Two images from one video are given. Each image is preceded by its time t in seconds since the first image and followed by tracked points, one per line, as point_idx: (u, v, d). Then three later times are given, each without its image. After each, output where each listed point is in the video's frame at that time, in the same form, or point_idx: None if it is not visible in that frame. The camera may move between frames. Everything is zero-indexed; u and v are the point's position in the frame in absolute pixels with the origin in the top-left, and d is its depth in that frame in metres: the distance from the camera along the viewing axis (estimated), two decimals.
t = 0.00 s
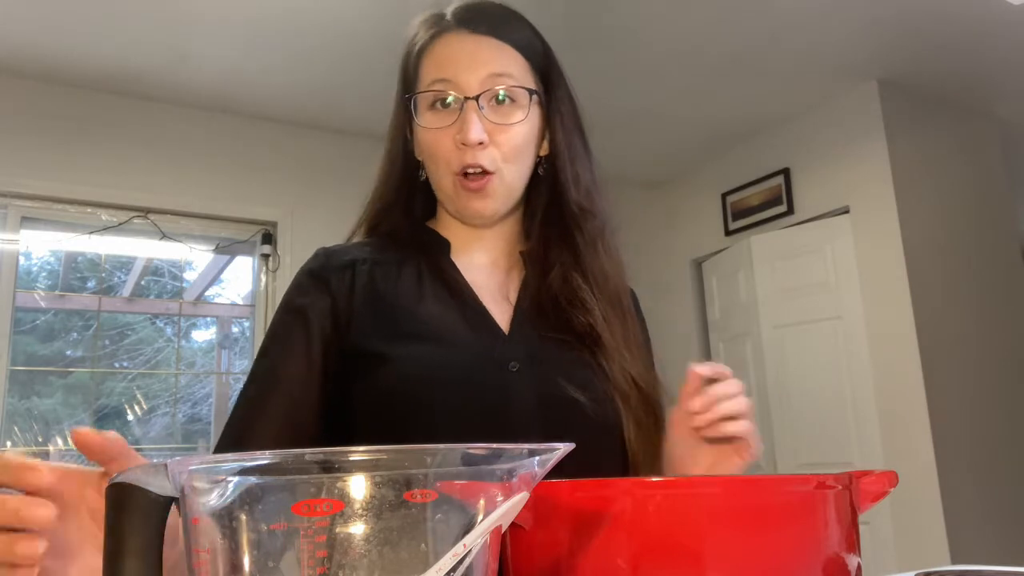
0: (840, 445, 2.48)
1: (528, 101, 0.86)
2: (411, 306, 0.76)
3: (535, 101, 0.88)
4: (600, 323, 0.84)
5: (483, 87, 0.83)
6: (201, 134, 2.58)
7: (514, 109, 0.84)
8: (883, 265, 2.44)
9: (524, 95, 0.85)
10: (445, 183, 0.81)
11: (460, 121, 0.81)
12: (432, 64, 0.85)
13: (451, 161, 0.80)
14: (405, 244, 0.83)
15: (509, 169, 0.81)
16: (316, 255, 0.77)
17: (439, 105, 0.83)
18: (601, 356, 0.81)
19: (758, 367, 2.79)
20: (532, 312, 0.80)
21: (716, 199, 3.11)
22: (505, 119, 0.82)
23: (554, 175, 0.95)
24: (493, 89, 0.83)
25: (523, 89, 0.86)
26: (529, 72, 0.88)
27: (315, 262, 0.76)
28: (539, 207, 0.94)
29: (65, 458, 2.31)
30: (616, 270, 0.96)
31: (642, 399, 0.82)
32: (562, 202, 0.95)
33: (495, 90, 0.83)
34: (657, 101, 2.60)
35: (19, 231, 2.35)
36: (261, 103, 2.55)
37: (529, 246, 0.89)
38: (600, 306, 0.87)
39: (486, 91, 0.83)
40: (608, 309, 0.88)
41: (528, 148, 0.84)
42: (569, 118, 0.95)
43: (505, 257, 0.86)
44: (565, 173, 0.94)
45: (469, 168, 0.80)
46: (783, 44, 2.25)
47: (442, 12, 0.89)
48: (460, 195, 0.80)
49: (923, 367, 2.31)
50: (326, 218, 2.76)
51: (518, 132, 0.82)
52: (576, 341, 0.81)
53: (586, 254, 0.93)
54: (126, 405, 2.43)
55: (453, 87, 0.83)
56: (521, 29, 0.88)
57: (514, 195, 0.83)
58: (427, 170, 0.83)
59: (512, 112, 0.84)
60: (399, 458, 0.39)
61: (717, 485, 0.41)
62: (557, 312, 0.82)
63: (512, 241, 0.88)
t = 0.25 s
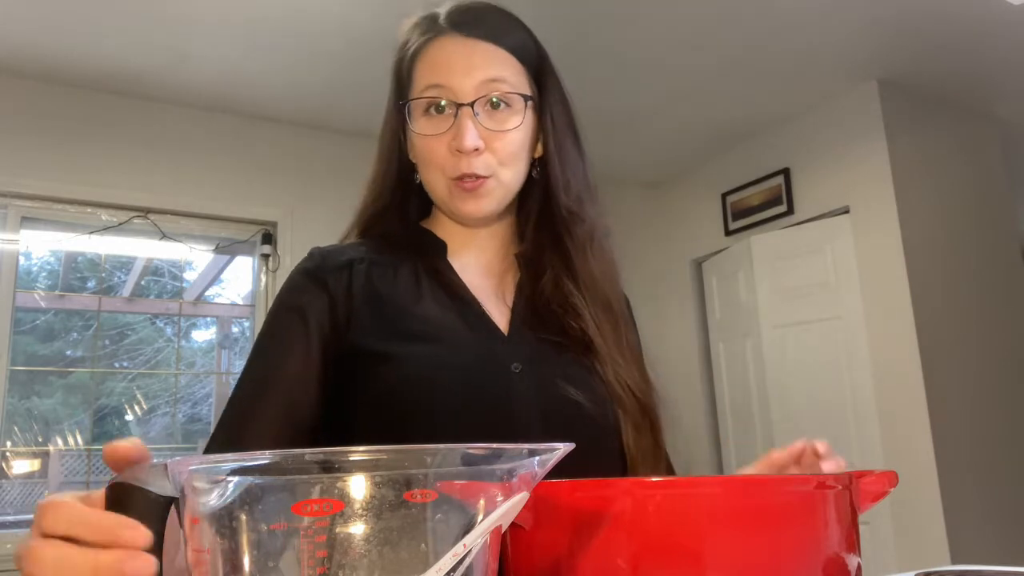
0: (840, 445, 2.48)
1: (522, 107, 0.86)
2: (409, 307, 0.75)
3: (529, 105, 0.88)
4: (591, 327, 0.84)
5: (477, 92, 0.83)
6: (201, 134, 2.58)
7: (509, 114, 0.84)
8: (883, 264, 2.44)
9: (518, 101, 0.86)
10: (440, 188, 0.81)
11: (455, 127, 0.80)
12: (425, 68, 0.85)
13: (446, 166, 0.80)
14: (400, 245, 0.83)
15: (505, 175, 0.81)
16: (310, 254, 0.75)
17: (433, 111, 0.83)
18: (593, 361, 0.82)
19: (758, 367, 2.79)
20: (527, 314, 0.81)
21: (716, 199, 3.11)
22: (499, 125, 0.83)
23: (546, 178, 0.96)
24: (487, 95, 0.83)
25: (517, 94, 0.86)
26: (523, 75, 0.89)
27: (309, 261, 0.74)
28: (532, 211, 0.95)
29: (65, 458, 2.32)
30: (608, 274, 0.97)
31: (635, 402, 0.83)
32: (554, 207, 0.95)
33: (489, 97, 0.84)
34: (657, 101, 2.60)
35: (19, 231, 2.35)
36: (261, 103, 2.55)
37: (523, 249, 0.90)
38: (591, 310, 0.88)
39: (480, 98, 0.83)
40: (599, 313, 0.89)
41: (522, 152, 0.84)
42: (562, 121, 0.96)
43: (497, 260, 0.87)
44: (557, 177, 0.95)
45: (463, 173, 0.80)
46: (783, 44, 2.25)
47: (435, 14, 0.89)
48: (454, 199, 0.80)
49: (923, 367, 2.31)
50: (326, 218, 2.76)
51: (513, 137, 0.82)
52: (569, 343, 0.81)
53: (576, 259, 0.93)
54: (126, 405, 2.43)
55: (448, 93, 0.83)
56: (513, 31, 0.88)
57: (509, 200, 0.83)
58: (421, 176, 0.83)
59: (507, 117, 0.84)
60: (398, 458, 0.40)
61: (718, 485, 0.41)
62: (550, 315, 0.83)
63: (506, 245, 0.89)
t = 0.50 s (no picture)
0: (840, 445, 2.48)
1: (522, 100, 0.86)
2: (408, 307, 0.75)
3: (528, 97, 0.88)
4: (587, 325, 0.84)
5: (478, 83, 0.83)
6: (201, 135, 2.58)
7: (510, 107, 0.84)
8: (883, 264, 2.44)
9: (518, 93, 0.86)
10: (439, 180, 0.80)
11: (455, 118, 0.80)
12: (425, 61, 0.85)
13: (446, 157, 0.79)
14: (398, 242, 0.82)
15: (506, 166, 0.81)
16: (307, 251, 0.73)
17: (433, 103, 0.83)
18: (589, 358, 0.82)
19: (758, 366, 2.79)
20: (526, 312, 0.81)
21: (716, 199, 3.11)
22: (500, 116, 0.82)
23: (545, 174, 0.96)
24: (487, 86, 0.83)
25: (517, 86, 0.86)
26: (523, 69, 0.89)
27: (306, 259, 0.73)
28: (530, 206, 0.95)
29: (65, 458, 2.31)
30: (605, 269, 0.98)
31: (630, 400, 0.83)
32: (552, 201, 0.95)
33: (490, 87, 0.83)
34: (657, 101, 2.60)
35: (20, 231, 2.35)
36: (261, 103, 2.55)
37: (520, 246, 0.91)
38: (588, 306, 0.88)
39: (481, 89, 0.83)
40: (596, 310, 0.89)
41: (524, 144, 0.84)
42: (561, 117, 0.96)
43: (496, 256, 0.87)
44: (555, 172, 0.95)
45: (463, 164, 0.79)
46: (784, 44, 2.25)
47: (434, 9, 0.89)
48: (454, 191, 0.79)
49: (923, 367, 2.31)
50: (326, 218, 2.76)
51: (514, 128, 0.82)
52: (565, 340, 0.81)
53: (573, 255, 0.94)
54: (126, 405, 2.43)
55: (448, 85, 0.83)
56: (512, 25, 0.88)
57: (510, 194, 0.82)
58: (419, 169, 0.82)
59: (507, 109, 0.84)
60: (398, 458, 0.39)
61: (718, 485, 0.41)
62: (547, 312, 0.83)
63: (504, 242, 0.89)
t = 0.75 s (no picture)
0: (840, 445, 2.48)
1: (526, 97, 0.86)
2: (408, 306, 0.75)
3: (532, 94, 0.88)
4: (587, 324, 0.84)
5: (482, 80, 0.83)
6: (201, 135, 2.58)
7: (514, 104, 0.84)
8: (884, 264, 2.44)
9: (522, 90, 0.86)
10: (441, 178, 0.80)
11: (460, 114, 0.80)
12: (429, 57, 0.85)
13: (448, 154, 0.79)
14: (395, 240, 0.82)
15: (510, 163, 0.80)
16: (307, 250, 0.73)
17: (436, 99, 0.83)
18: (588, 356, 0.82)
19: (758, 366, 2.79)
20: (527, 310, 0.81)
21: (716, 199, 3.10)
22: (504, 113, 0.82)
23: (546, 172, 0.96)
24: (492, 83, 0.83)
25: (521, 82, 0.86)
26: (527, 67, 0.89)
27: (306, 257, 0.72)
28: (531, 204, 0.96)
29: (65, 458, 2.32)
30: (605, 267, 0.98)
31: (630, 399, 0.83)
32: (554, 198, 0.96)
33: (494, 84, 0.83)
34: (657, 101, 2.60)
35: (19, 231, 2.35)
36: (261, 103, 2.55)
37: (520, 245, 0.91)
38: (588, 304, 0.88)
39: (485, 86, 0.83)
40: (596, 308, 0.89)
41: (528, 142, 0.83)
42: (563, 114, 0.96)
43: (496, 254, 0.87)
44: (556, 169, 0.95)
45: (466, 162, 0.79)
46: (783, 44, 2.25)
47: (438, 6, 0.89)
48: (456, 189, 0.79)
49: (923, 367, 2.31)
50: (326, 218, 2.76)
51: (518, 125, 0.82)
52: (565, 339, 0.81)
53: (574, 253, 0.94)
54: (126, 405, 2.43)
55: (452, 81, 0.82)
56: (516, 21, 0.88)
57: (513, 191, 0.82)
58: (421, 165, 0.82)
59: (511, 106, 0.84)
60: (397, 456, 0.39)
61: (718, 485, 0.41)
62: (547, 310, 0.83)
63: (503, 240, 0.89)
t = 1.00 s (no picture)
0: (840, 446, 2.48)
1: (530, 94, 0.86)
2: (410, 304, 0.75)
3: (536, 90, 0.88)
4: (590, 323, 0.84)
5: (486, 77, 0.83)
6: (201, 135, 2.58)
7: (518, 101, 0.84)
8: (884, 264, 2.44)
9: (526, 87, 0.86)
10: (444, 173, 0.79)
11: (464, 110, 0.79)
12: (433, 54, 0.85)
13: (452, 149, 0.78)
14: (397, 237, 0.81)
15: (514, 160, 0.80)
16: (308, 246, 0.72)
17: (440, 95, 0.83)
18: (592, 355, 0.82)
19: (758, 367, 2.79)
20: (529, 309, 0.81)
21: (716, 199, 3.10)
22: (509, 109, 0.82)
23: (550, 170, 0.96)
24: (496, 79, 0.83)
25: (525, 79, 0.86)
26: (530, 63, 0.89)
27: (308, 254, 0.72)
28: (534, 203, 0.96)
29: (65, 458, 2.32)
30: (609, 265, 0.98)
31: (632, 396, 0.83)
32: (557, 196, 0.96)
33: (498, 80, 0.83)
34: (657, 101, 2.60)
35: (19, 231, 2.35)
36: (261, 103, 2.55)
37: (523, 244, 0.91)
38: (591, 301, 0.88)
39: (489, 82, 0.83)
40: (598, 305, 0.89)
41: (531, 138, 0.83)
42: (566, 114, 0.96)
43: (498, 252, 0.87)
44: (562, 167, 0.96)
45: (471, 157, 0.78)
46: (783, 44, 2.25)
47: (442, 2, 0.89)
48: (460, 185, 0.79)
49: (923, 367, 2.31)
50: (326, 218, 2.75)
51: (522, 121, 0.81)
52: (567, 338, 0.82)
53: (578, 251, 0.94)
54: (126, 405, 2.43)
55: (457, 77, 0.82)
56: (520, 18, 0.88)
57: (516, 188, 0.82)
58: (425, 162, 0.81)
59: (515, 102, 0.84)
60: (425, 412, 0.33)
61: (718, 485, 0.41)
62: (550, 308, 0.84)
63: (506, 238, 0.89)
